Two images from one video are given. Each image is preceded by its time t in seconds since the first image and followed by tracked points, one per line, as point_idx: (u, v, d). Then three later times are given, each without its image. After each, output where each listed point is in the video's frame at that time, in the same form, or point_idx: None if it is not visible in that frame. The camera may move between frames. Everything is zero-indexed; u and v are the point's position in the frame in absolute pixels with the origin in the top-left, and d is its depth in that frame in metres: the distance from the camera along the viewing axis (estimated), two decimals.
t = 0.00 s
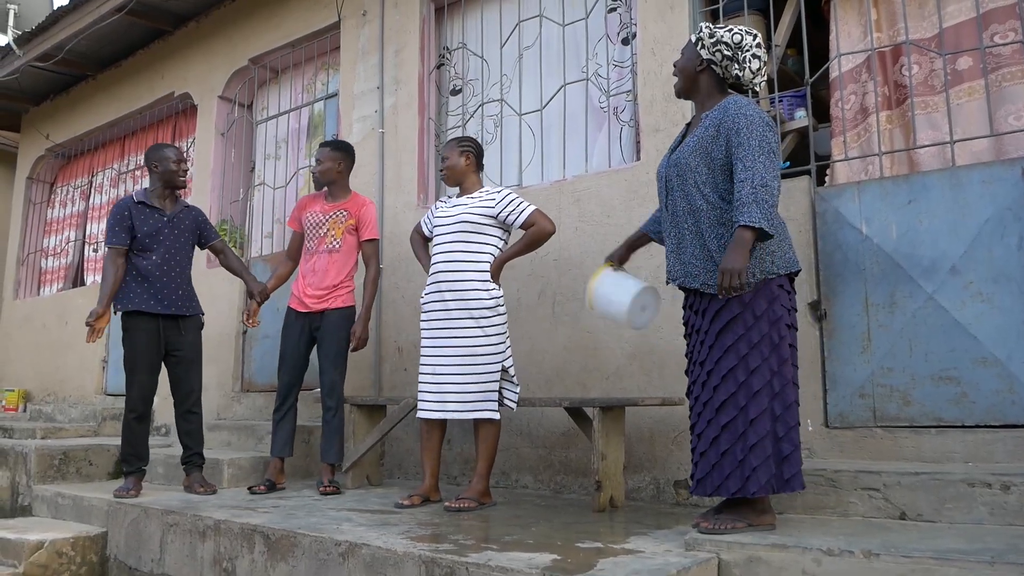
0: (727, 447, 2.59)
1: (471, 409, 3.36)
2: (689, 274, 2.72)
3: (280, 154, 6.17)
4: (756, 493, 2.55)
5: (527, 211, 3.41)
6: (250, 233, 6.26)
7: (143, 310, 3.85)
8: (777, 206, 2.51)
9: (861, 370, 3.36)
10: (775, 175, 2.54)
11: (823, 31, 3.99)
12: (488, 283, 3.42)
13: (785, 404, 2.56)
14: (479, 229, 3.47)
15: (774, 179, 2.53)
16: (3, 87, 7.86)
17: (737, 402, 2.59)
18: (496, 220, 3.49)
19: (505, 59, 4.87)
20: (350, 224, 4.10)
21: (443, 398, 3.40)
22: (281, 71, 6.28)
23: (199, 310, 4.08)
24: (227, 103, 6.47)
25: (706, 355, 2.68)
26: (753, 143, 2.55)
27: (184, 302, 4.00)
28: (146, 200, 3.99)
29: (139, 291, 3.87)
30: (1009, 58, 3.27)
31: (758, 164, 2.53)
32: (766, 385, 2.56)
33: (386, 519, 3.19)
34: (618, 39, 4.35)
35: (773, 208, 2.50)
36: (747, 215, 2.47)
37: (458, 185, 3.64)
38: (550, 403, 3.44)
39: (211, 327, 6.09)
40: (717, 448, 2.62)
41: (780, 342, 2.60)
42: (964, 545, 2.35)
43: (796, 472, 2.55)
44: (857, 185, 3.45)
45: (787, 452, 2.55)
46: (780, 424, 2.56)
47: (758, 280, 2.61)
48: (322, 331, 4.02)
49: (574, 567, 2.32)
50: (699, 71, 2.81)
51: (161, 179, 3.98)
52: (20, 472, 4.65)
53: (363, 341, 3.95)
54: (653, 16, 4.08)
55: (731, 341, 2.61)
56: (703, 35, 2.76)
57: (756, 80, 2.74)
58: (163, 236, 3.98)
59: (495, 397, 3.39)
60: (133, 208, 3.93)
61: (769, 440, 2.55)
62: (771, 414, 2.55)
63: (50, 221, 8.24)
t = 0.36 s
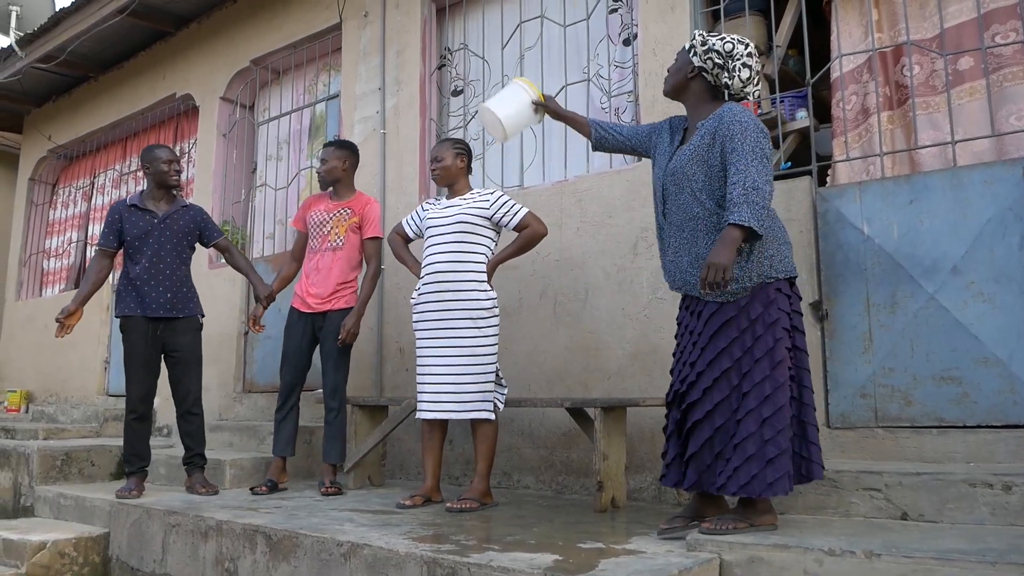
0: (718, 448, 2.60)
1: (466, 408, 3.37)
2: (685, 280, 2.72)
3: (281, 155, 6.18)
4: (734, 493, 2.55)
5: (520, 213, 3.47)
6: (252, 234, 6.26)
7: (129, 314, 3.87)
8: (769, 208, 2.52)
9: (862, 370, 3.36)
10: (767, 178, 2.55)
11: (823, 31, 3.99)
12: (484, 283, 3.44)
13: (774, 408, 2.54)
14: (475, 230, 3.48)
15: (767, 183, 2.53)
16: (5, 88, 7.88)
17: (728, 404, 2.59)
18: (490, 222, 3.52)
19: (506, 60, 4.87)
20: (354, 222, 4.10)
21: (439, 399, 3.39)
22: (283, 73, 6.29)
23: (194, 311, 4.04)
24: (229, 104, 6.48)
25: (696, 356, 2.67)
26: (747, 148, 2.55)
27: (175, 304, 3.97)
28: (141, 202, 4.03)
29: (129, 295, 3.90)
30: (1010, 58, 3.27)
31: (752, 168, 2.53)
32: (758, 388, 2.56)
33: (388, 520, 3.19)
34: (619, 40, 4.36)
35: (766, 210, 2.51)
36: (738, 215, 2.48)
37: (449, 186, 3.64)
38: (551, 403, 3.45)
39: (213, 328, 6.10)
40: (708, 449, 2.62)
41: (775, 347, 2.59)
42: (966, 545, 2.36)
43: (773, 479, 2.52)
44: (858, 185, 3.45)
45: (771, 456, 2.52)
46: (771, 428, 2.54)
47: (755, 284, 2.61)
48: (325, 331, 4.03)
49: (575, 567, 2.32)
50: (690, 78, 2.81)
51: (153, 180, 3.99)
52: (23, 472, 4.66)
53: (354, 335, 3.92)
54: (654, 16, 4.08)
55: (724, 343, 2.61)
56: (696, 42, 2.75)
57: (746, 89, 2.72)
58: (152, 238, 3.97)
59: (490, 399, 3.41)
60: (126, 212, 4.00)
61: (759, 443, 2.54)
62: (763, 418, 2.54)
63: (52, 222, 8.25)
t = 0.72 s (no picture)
0: (705, 451, 2.60)
1: (464, 407, 3.37)
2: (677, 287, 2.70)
3: (282, 154, 6.18)
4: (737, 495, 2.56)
5: (512, 211, 3.48)
6: (252, 233, 6.26)
7: (127, 312, 3.87)
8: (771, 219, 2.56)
9: (862, 369, 3.36)
10: (768, 190, 2.59)
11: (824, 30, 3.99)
12: (480, 282, 3.44)
13: (766, 410, 2.55)
14: (469, 229, 3.48)
15: (769, 195, 2.57)
16: (5, 88, 7.89)
17: (715, 406, 2.60)
18: (483, 221, 3.53)
19: (507, 59, 4.87)
20: (355, 219, 4.10)
21: (438, 397, 3.40)
22: (283, 72, 6.29)
23: (193, 309, 4.04)
24: (229, 103, 6.48)
25: (685, 360, 2.69)
26: (748, 159, 2.58)
27: (173, 302, 3.97)
28: (141, 201, 4.03)
29: (128, 293, 3.90)
30: (1010, 57, 3.27)
31: (755, 180, 2.56)
32: (745, 392, 2.57)
33: (389, 518, 3.20)
34: (619, 39, 4.36)
35: (769, 221, 2.55)
36: (747, 224, 2.50)
37: (445, 187, 3.63)
38: (551, 402, 3.45)
39: (214, 328, 6.10)
40: (696, 453, 2.62)
41: (760, 351, 2.60)
42: (966, 543, 2.36)
43: (790, 479, 2.52)
44: (859, 184, 3.45)
45: (774, 458, 2.53)
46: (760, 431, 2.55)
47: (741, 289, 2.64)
48: (326, 329, 4.03)
49: (576, 566, 2.32)
50: (677, 89, 2.81)
51: (151, 179, 4.00)
52: (24, 471, 4.66)
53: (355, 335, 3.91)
54: (654, 15, 4.08)
55: (711, 346, 2.63)
56: (677, 53, 2.76)
57: (733, 93, 2.73)
58: (151, 236, 3.97)
59: (486, 397, 3.42)
60: (125, 211, 4.00)
61: (747, 446, 2.55)
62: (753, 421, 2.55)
63: (52, 222, 8.26)
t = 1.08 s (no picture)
0: (671, 444, 2.64)
1: (463, 405, 3.37)
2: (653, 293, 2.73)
3: (281, 152, 6.18)
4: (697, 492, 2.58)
5: (510, 209, 3.47)
6: (253, 231, 6.26)
7: (128, 309, 3.85)
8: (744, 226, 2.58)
9: (862, 367, 3.37)
10: (740, 198, 2.61)
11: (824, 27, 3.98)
12: (478, 280, 3.45)
13: (728, 408, 2.57)
14: (468, 227, 3.49)
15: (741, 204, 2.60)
16: (5, 86, 7.88)
17: (683, 401, 2.63)
18: (482, 219, 3.54)
19: (507, 57, 4.87)
20: (360, 217, 4.10)
21: (438, 396, 3.39)
22: (283, 70, 6.29)
23: (194, 309, 4.05)
24: (229, 101, 6.48)
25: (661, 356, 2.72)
26: (719, 169, 2.61)
27: (174, 301, 3.97)
28: (145, 200, 4.03)
29: (128, 290, 3.89)
30: (1011, 54, 3.27)
31: (726, 189, 2.58)
32: (711, 390, 2.59)
33: (389, 516, 3.20)
34: (618, 37, 4.35)
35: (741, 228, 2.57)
36: (718, 231, 2.53)
37: (450, 183, 3.63)
38: (551, 400, 3.45)
39: (214, 326, 6.11)
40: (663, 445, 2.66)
41: (728, 351, 2.61)
42: (966, 541, 2.36)
43: (739, 477, 2.60)
44: (859, 181, 3.45)
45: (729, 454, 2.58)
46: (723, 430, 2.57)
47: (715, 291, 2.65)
48: (328, 328, 4.03)
49: (576, 563, 2.33)
50: (652, 102, 2.84)
51: (156, 178, 3.99)
52: (24, 470, 4.66)
53: (361, 334, 3.87)
54: (654, 14, 4.08)
55: (682, 343, 2.65)
56: (653, 68, 2.80)
57: (707, 109, 2.76)
58: (154, 235, 3.97)
59: (485, 397, 3.42)
60: (129, 208, 4.00)
61: (708, 443, 2.58)
62: (717, 419, 2.57)
63: (52, 220, 8.26)
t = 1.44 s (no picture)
0: (684, 445, 2.61)
1: (464, 405, 3.37)
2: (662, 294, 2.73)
3: (282, 151, 6.18)
4: (713, 489, 2.58)
5: (514, 208, 3.47)
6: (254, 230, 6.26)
7: (137, 312, 3.87)
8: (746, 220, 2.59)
9: (863, 367, 3.37)
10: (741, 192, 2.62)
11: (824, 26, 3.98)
12: (479, 280, 3.44)
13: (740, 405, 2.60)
14: (469, 227, 3.49)
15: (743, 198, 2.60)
16: (5, 85, 7.88)
17: (695, 401, 2.61)
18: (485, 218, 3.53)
19: (507, 57, 4.87)
20: (359, 217, 4.09)
21: (440, 396, 3.40)
22: (284, 69, 6.28)
23: (203, 312, 4.06)
24: (230, 101, 6.48)
25: (667, 357, 2.70)
26: (718, 165, 2.62)
27: (182, 304, 3.98)
28: (158, 202, 4.03)
29: (138, 292, 3.90)
30: (1011, 53, 3.26)
31: (727, 184, 2.59)
32: (723, 388, 2.60)
33: (390, 515, 3.20)
34: (619, 36, 4.35)
35: (744, 222, 2.58)
36: (719, 223, 2.53)
37: (454, 181, 3.62)
38: (552, 399, 3.45)
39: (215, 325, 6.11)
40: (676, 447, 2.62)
41: (736, 348, 2.64)
42: (967, 540, 2.36)
43: (739, 476, 2.60)
44: (859, 180, 3.45)
45: (740, 450, 2.60)
46: (736, 426, 2.60)
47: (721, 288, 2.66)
48: (332, 328, 4.03)
49: (577, 563, 2.33)
50: (644, 105, 2.86)
51: (169, 181, 3.98)
52: (25, 469, 4.66)
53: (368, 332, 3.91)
54: (655, 13, 4.08)
55: (691, 342, 2.64)
56: (640, 72, 2.82)
57: (699, 102, 2.77)
58: (166, 238, 3.97)
59: (492, 395, 3.42)
60: (141, 211, 3.99)
61: (722, 441, 2.59)
62: (731, 416, 2.59)
63: (53, 219, 8.25)
